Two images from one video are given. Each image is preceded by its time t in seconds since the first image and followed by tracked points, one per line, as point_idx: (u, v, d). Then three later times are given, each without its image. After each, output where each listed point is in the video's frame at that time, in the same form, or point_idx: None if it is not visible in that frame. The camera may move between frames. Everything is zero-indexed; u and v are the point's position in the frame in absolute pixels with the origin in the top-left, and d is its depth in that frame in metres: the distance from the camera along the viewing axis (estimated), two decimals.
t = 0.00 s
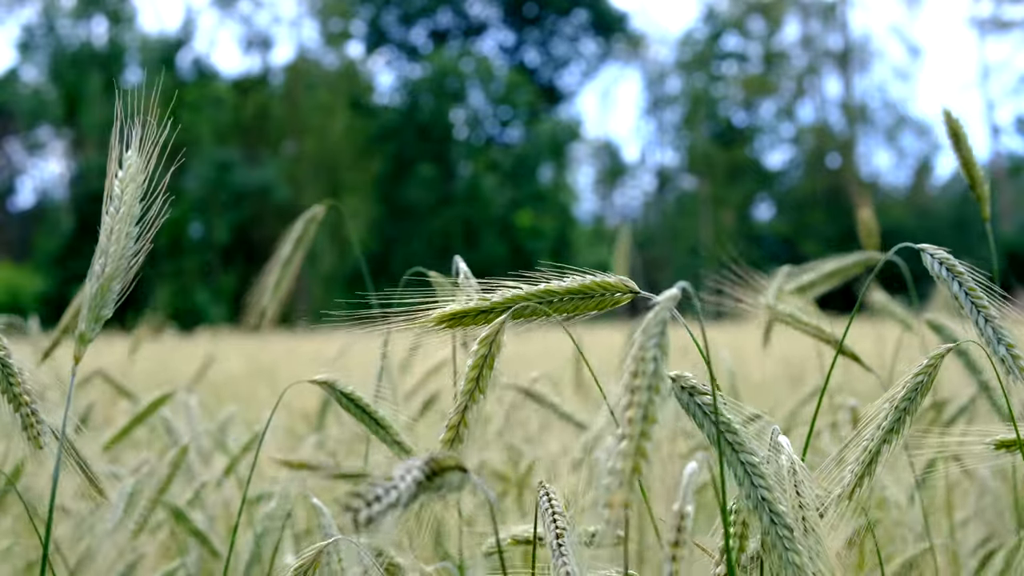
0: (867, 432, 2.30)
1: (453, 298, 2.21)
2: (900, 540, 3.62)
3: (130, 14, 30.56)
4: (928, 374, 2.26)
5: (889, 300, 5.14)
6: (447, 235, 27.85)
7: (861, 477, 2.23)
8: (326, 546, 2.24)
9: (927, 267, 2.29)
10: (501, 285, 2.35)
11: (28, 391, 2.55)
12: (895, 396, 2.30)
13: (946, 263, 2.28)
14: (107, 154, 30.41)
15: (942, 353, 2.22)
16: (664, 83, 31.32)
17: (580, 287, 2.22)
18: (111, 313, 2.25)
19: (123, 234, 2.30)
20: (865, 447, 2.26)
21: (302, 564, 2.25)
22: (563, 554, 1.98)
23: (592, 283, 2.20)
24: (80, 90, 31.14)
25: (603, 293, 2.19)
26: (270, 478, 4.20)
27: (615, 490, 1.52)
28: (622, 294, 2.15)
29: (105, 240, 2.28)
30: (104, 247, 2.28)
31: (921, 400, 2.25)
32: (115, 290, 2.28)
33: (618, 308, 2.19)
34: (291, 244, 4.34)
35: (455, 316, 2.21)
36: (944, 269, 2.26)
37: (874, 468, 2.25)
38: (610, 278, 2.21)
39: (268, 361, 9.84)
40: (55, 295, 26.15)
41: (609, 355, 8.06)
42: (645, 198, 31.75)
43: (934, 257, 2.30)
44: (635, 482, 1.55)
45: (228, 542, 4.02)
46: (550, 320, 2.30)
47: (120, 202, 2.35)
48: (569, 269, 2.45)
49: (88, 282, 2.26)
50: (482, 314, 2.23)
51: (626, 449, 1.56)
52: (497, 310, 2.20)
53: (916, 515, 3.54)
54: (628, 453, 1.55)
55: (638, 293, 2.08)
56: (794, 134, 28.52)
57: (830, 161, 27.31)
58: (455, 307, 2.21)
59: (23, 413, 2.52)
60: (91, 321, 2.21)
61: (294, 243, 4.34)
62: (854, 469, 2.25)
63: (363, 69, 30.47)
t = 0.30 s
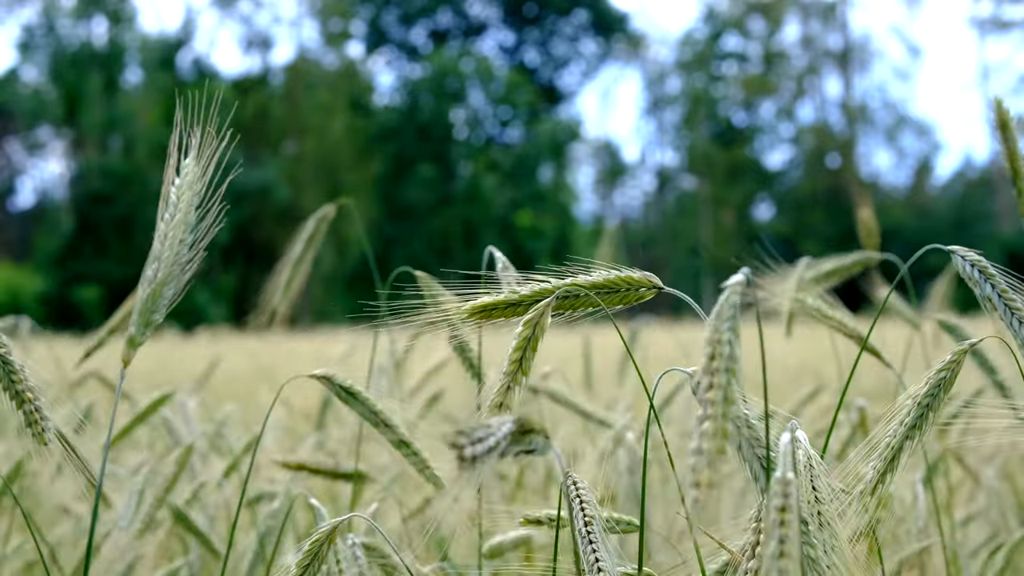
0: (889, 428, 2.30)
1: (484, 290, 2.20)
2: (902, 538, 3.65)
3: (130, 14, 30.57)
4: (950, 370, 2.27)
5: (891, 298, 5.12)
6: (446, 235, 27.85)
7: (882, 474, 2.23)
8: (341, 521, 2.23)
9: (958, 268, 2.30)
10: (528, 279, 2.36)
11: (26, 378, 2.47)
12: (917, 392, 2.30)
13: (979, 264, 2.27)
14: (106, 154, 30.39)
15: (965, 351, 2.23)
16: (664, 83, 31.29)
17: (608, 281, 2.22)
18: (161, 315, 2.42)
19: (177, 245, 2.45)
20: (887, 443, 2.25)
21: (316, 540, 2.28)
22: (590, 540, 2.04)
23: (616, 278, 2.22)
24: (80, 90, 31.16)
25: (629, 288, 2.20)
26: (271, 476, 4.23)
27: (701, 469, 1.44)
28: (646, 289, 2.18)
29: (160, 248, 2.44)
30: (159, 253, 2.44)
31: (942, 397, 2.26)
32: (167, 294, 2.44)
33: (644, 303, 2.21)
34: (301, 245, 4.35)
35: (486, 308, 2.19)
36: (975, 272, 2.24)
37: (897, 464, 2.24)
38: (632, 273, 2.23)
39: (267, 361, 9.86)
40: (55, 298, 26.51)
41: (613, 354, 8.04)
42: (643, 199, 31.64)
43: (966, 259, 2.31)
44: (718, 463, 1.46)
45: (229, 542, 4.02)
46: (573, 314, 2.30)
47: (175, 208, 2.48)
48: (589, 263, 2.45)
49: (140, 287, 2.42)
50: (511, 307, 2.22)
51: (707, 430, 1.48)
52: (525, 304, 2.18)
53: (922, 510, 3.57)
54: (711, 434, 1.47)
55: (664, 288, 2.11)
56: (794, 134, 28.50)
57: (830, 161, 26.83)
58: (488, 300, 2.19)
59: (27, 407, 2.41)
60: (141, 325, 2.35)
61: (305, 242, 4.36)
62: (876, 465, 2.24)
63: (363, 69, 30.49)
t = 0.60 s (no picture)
0: (876, 429, 2.31)
1: (475, 295, 2.24)
2: (905, 539, 3.66)
3: (130, 14, 30.58)
4: (936, 371, 2.29)
5: (888, 298, 5.10)
6: (446, 235, 27.88)
7: (870, 475, 2.23)
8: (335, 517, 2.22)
9: (966, 265, 2.31)
10: (516, 280, 2.37)
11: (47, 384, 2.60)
12: (905, 393, 2.31)
13: (987, 261, 2.28)
14: (106, 154, 30.38)
15: (954, 350, 2.24)
16: (663, 83, 31.28)
17: (595, 285, 2.24)
18: (193, 323, 2.40)
19: (211, 253, 2.46)
20: (875, 445, 2.26)
21: (311, 536, 2.25)
22: (587, 531, 2.03)
23: (604, 282, 2.24)
24: (80, 90, 31.15)
25: (618, 291, 2.22)
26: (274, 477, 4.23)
27: (733, 485, 1.54)
28: (635, 292, 2.20)
29: (192, 257, 2.45)
30: (192, 263, 2.44)
31: (928, 397, 2.27)
32: (199, 302, 2.42)
33: (631, 306, 2.23)
34: (309, 248, 4.37)
35: (477, 314, 2.23)
36: (985, 267, 2.26)
37: (884, 465, 2.24)
38: (621, 276, 2.26)
39: (268, 361, 9.87)
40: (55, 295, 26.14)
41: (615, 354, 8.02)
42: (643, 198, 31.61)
43: (974, 256, 2.31)
44: (748, 477, 1.56)
45: (231, 542, 4.02)
46: (559, 318, 2.32)
47: (208, 223, 2.53)
48: (581, 266, 2.47)
49: (172, 294, 2.40)
50: (500, 311, 2.25)
51: (738, 444, 1.56)
52: (512, 307, 2.22)
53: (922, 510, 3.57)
54: (743, 450, 1.55)
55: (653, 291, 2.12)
56: (794, 134, 28.49)
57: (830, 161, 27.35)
58: (479, 304, 2.23)
59: (45, 401, 2.56)
60: (172, 330, 2.35)
61: (314, 245, 4.37)
62: (865, 466, 2.24)
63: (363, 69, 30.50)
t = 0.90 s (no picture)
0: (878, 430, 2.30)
1: (459, 302, 2.24)
2: (909, 540, 3.65)
3: (130, 14, 30.62)
4: (939, 372, 2.27)
5: (892, 298, 5.08)
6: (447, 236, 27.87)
7: (871, 475, 2.23)
8: (336, 527, 2.22)
9: (961, 269, 2.30)
10: (501, 288, 2.38)
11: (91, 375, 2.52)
12: (907, 395, 2.30)
13: (982, 265, 2.27)
14: (106, 155, 30.40)
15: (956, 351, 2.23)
16: (663, 83, 31.26)
17: (585, 289, 2.24)
18: (196, 328, 2.40)
19: (215, 257, 2.46)
20: (876, 446, 2.25)
21: (311, 545, 2.23)
22: (576, 544, 2.02)
23: (594, 285, 2.24)
24: (80, 90, 31.15)
25: (607, 295, 2.23)
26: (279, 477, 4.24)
27: (693, 497, 1.46)
28: (626, 294, 2.20)
29: (197, 261, 2.44)
30: (195, 267, 2.43)
31: (932, 398, 2.26)
32: (203, 307, 2.42)
33: (621, 309, 2.24)
34: (322, 251, 4.36)
35: (460, 320, 2.23)
36: (978, 270, 2.26)
37: (885, 466, 2.24)
38: (610, 279, 2.26)
39: (270, 360, 9.88)
40: (56, 296, 26.06)
41: (618, 354, 8.03)
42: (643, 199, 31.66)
43: (968, 259, 2.31)
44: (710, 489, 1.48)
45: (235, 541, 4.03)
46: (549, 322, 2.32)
47: (212, 227, 2.52)
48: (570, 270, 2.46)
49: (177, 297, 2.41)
50: (486, 317, 2.25)
51: (703, 456, 1.50)
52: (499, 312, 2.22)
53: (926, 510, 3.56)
54: (705, 463, 1.48)
55: (645, 293, 2.13)
56: (794, 134, 28.50)
57: (830, 161, 27.22)
58: (462, 311, 2.23)
59: (94, 396, 2.48)
60: (176, 334, 2.35)
61: (326, 248, 4.36)
62: (864, 467, 2.24)
63: (364, 69, 30.59)
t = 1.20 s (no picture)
0: (885, 429, 2.31)
1: (477, 290, 2.24)
2: (909, 541, 3.64)
3: (130, 14, 30.65)
4: (943, 372, 2.31)
5: (894, 297, 5.09)
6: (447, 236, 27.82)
7: (878, 474, 2.23)
8: (344, 529, 2.23)
9: (964, 268, 2.31)
10: (518, 279, 2.37)
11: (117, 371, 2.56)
12: (912, 394, 2.32)
13: (984, 263, 2.29)
14: (106, 155, 30.39)
15: (961, 350, 2.26)
16: (663, 84, 31.27)
17: (606, 281, 2.23)
18: (203, 324, 2.41)
19: (223, 254, 2.47)
20: (882, 445, 2.26)
21: (320, 547, 2.25)
22: (604, 548, 2.02)
23: (615, 277, 2.23)
24: (80, 91, 31.15)
25: (628, 287, 2.22)
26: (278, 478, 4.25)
27: (730, 497, 1.47)
28: (646, 289, 2.18)
29: (204, 259, 2.46)
30: (203, 265, 2.45)
31: (937, 397, 2.28)
32: (210, 305, 2.44)
33: (642, 302, 2.22)
34: (324, 251, 4.34)
35: (479, 307, 2.23)
36: (980, 269, 2.27)
37: (892, 465, 2.25)
38: (632, 272, 2.24)
39: (272, 360, 9.89)
40: (56, 295, 25.99)
41: (618, 353, 8.03)
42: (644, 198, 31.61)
43: (971, 257, 2.32)
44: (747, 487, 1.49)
45: (236, 542, 4.03)
46: (571, 314, 2.31)
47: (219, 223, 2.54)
48: (586, 264, 2.46)
49: (185, 295, 2.43)
50: (504, 305, 2.24)
51: (734, 455, 1.50)
52: (521, 301, 2.22)
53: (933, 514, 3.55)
54: (740, 461, 1.49)
55: (664, 289, 2.11)
56: (793, 134, 28.52)
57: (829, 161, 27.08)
58: (480, 298, 2.23)
59: (120, 392, 2.53)
60: (181, 332, 2.35)
61: (329, 248, 4.33)
62: (871, 467, 2.24)
63: (364, 69, 30.64)
